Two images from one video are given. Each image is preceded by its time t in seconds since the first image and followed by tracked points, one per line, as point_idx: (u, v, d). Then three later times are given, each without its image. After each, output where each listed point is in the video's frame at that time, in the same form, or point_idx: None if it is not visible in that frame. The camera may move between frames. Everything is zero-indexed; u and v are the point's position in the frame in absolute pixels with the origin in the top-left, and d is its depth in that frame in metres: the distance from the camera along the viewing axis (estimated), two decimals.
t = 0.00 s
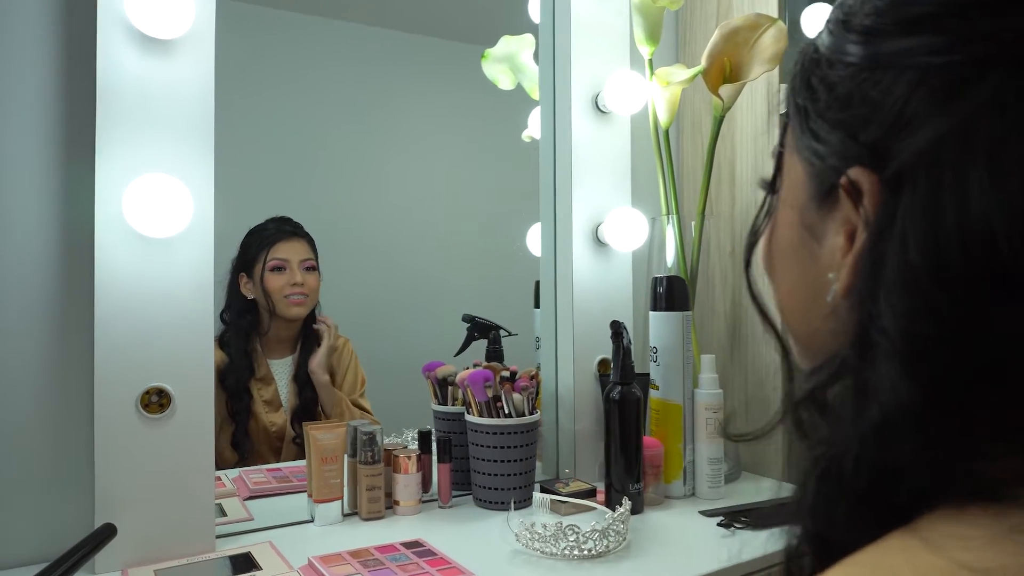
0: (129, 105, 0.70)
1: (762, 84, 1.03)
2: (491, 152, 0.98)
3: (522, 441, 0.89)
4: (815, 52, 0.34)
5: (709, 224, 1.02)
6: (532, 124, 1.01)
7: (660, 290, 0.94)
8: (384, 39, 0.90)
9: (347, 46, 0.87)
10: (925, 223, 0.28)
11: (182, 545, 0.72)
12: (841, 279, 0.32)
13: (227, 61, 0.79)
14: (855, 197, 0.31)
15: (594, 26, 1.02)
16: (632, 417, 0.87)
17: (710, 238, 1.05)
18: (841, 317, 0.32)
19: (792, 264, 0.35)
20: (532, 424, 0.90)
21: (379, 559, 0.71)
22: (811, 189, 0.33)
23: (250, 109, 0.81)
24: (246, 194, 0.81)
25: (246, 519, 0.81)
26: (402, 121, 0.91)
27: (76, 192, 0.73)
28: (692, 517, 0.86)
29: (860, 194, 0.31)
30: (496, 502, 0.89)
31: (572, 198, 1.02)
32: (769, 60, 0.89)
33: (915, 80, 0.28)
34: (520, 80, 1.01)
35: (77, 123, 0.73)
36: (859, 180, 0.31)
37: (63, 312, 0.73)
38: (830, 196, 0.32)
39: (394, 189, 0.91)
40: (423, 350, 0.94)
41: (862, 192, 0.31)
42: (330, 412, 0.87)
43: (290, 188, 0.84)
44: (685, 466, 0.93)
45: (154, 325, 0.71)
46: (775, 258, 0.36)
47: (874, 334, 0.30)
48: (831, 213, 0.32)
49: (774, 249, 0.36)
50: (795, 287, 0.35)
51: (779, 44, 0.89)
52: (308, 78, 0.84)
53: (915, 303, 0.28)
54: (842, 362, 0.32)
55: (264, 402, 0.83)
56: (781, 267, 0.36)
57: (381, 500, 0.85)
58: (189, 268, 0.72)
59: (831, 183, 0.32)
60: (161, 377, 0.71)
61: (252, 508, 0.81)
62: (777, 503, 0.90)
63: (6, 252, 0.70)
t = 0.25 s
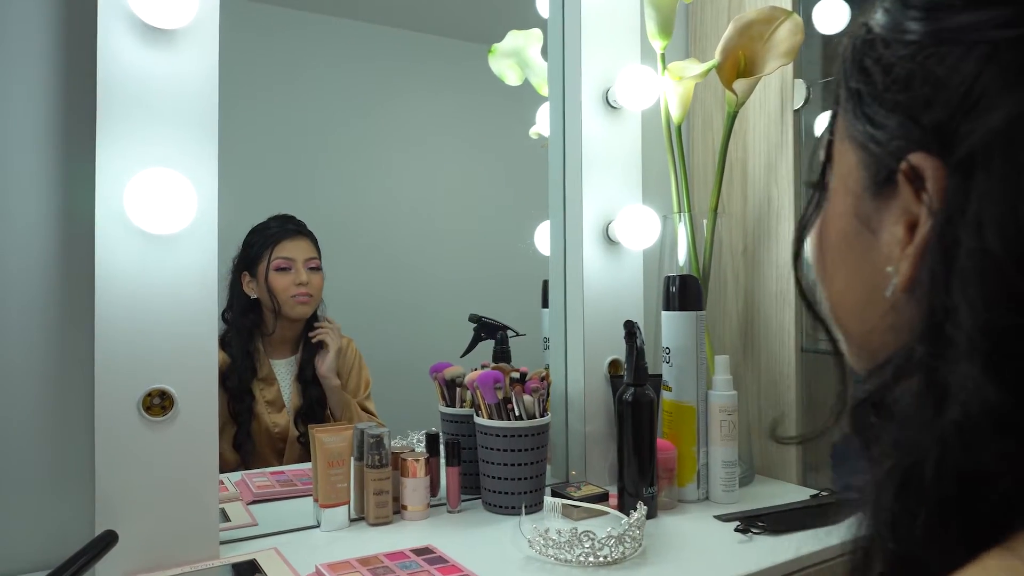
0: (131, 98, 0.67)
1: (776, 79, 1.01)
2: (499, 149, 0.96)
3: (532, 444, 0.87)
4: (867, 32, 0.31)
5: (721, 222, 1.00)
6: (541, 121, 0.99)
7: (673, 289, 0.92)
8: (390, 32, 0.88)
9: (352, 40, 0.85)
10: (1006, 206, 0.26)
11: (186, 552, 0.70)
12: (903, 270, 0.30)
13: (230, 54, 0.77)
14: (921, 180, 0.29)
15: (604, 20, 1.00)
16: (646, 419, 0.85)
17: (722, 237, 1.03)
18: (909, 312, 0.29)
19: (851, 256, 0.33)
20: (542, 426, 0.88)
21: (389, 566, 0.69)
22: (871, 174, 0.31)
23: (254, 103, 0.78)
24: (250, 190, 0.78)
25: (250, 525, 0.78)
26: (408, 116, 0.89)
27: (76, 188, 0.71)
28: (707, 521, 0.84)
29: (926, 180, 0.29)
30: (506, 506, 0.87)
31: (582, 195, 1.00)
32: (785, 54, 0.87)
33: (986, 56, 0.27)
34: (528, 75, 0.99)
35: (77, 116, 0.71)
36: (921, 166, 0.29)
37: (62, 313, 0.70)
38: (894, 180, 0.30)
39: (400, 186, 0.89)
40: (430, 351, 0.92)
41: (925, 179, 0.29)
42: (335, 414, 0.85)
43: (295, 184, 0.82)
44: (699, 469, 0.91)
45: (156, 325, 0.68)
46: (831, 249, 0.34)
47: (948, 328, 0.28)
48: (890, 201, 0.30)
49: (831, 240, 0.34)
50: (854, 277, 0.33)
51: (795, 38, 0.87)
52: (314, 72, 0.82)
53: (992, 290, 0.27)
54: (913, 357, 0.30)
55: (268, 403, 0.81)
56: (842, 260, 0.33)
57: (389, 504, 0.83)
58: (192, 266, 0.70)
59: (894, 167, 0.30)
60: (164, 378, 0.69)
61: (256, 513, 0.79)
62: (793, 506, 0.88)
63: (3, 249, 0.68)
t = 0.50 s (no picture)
0: (127, 90, 0.65)
1: (784, 76, 0.99)
2: (501, 145, 0.94)
3: (537, 446, 0.85)
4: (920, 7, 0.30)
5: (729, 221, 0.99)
6: (544, 117, 0.97)
7: (680, 288, 0.90)
8: (392, 26, 0.86)
9: (353, 32, 0.83)
10: None
11: (182, 560, 0.67)
12: (954, 261, 0.29)
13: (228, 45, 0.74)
14: (973, 166, 0.28)
15: (610, 14, 0.98)
16: (654, 421, 0.83)
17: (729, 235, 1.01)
18: (956, 306, 0.28)
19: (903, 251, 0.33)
20: (547, 428, 0.86)
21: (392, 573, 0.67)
22: (927, 162, 0.30)
23: (252, 97, 0.76)
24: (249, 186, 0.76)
25: (248, 530, 0.76)
26: (410, 112, 0.87)
27: (69, 183, 0.68)
28: (715, 525, 0.83)
29: (975, 167, 0.27)
30: (510, 510, 0.85)
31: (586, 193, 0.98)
32: (796, 49, 0.85)
33: None
34: (531, 71, 0.97)
35: (70, 109, 0.68)
36: (973, 151, 0.27)
37: (54, 312, 0.68)
38: (948, 165, 0.29)
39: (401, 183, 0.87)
40: (431, 351, 0.90)
41: (978, 165, 0.27)
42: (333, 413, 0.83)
43: (294, 180, 0.80)
44: (706, 472, 0.90)
45: (153, 324, 0.66)
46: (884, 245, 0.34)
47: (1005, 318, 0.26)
48: (937, 194, 0.30)
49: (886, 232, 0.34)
50: (903, 271, 0.33)
51: (807, 33, 0.85)
52: (313, 66, 0.80)
53: None
54: (972, 355, 0.27)
55: (264, 404, 0.78)
56: (893, 253, 0.33)
57: (390, 508, 0.81)
58: (189, 263, 0.68)
59: (947, 151, 0.29)
60: (160, 380, 0.67)
61: (253, 517, 0.77)
62: (803, 509, 0.86)
63: None
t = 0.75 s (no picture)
0: (112, 81, 0.63)
1: (780, 73, 0.98)
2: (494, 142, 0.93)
3: (531, 448, 0.83)
4: None
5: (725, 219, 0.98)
6: (537, 114, 0.96)
7: (676, 287, 0.88)
8: (383, 19, 0.84)
9: (344, 26, 0.81)
10: None
11: (169, 568, 0.65)
12: None
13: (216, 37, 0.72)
14: None
15: (606, 8, 0.96)
16: (652, 422, 0.81)
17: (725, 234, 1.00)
18: None
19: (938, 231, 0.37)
20: (542, 430, 0.84)
21: None
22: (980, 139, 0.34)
23: (241, 90, 0.74)
24: (237, 181, 0.74)
25: (235, 536, 0.74)
26: (401, 107, 0.85)
27: (50, 177, 0.66)
28: (712, 528, 0.81)
29: None
30: (504, 514, 0.83)
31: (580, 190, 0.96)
32: (795, 45, 0.84)
33: None
34: (524, 67, 0.96)
35: (49, 100, 0.66)
36: None
37: (34, 311, 0.65)
38: None
39: (392, 180, 0.85)
40: (423, 351, 0.88)
41: None
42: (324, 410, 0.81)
43: (283, 176, 0.78)
44: (703, 473, 0.88)
45: (138, 324, 0.64)
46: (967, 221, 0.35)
47: None
48: (1005, 168, 0.33)
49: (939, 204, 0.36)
50: (975, 252, 0.34)
51: (806, 29, 0.84)
52: (303, 59, 0.78)
53: None
54: None
55: (250, 406, 0.76)
56: (964, 229, 0.35)
57: (382, 513, 0.79)
58: (175, 260, 0.65)
59: None
60: (146, 382, 0.64)
61: (241, 523, 0.75)
62: (800, 510, 0.85)
63: None
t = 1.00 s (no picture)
0: (97, 74, 0.61)
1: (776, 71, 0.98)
2: (487, 139, 0.91)
3: (526, 451, 0.82)
4: None
5: (721, 218, 0.97)
6: (531, 112, 0.94)
7: (673, 287, 0.88)
8: (374, 13, 0.82)
9: (334, 20, 0.79)
10: None
11: None
12: None
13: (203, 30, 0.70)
14: None
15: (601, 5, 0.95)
16: (648, 424, 0.80)
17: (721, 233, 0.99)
18: None
19: None
20: (537, 432, 0.83)
21: None
22: None
23: (230, 85, 0.72)
24: (226, 179, 0.72)
25: (223, 541, 0.72)
26: (392, 103, 0.84)
27: (33, 174, 0.64)
28: (709, 530, 0.80)
29: None
30: (500, 518, 0.82)
31: (574, 189, 0.95)
32: (793, 42, 0.83)
33: None
34: (517, 65, 0.94)
35: (31, 94, 0.64)
36: None
37: (15, 313, 0.63)
38: None
39: (384, 177, 0.84)
40: (415, 352, 0.86)
41: None
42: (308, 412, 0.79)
43: (273, 173, 0.76)
44: (699, 475, 0.87)
45: (123, 324, 0.62)
46: None
47: None
48: None
49: None
50: None
51: (802, 27, 0.82)
52: (293, 55, 0.77)
53: None
54: None
55: (237, 408, 0.74)
56: None
57: (374, 517, 0.77)
58: (161, 258, 0.64)
59: None
60: (132, 385, 0.62)
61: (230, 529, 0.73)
62: (797, 512, 0.84)
63: None
